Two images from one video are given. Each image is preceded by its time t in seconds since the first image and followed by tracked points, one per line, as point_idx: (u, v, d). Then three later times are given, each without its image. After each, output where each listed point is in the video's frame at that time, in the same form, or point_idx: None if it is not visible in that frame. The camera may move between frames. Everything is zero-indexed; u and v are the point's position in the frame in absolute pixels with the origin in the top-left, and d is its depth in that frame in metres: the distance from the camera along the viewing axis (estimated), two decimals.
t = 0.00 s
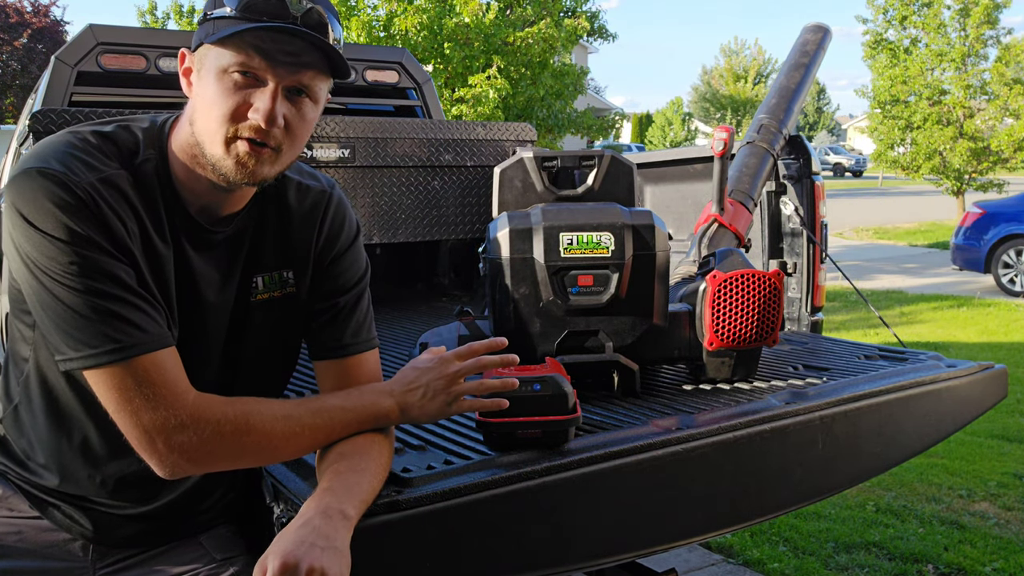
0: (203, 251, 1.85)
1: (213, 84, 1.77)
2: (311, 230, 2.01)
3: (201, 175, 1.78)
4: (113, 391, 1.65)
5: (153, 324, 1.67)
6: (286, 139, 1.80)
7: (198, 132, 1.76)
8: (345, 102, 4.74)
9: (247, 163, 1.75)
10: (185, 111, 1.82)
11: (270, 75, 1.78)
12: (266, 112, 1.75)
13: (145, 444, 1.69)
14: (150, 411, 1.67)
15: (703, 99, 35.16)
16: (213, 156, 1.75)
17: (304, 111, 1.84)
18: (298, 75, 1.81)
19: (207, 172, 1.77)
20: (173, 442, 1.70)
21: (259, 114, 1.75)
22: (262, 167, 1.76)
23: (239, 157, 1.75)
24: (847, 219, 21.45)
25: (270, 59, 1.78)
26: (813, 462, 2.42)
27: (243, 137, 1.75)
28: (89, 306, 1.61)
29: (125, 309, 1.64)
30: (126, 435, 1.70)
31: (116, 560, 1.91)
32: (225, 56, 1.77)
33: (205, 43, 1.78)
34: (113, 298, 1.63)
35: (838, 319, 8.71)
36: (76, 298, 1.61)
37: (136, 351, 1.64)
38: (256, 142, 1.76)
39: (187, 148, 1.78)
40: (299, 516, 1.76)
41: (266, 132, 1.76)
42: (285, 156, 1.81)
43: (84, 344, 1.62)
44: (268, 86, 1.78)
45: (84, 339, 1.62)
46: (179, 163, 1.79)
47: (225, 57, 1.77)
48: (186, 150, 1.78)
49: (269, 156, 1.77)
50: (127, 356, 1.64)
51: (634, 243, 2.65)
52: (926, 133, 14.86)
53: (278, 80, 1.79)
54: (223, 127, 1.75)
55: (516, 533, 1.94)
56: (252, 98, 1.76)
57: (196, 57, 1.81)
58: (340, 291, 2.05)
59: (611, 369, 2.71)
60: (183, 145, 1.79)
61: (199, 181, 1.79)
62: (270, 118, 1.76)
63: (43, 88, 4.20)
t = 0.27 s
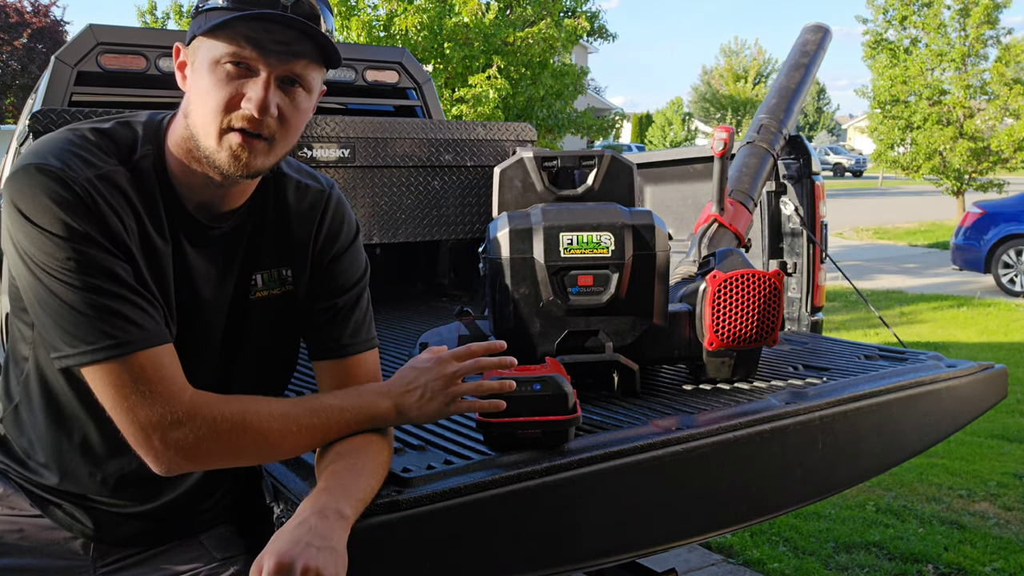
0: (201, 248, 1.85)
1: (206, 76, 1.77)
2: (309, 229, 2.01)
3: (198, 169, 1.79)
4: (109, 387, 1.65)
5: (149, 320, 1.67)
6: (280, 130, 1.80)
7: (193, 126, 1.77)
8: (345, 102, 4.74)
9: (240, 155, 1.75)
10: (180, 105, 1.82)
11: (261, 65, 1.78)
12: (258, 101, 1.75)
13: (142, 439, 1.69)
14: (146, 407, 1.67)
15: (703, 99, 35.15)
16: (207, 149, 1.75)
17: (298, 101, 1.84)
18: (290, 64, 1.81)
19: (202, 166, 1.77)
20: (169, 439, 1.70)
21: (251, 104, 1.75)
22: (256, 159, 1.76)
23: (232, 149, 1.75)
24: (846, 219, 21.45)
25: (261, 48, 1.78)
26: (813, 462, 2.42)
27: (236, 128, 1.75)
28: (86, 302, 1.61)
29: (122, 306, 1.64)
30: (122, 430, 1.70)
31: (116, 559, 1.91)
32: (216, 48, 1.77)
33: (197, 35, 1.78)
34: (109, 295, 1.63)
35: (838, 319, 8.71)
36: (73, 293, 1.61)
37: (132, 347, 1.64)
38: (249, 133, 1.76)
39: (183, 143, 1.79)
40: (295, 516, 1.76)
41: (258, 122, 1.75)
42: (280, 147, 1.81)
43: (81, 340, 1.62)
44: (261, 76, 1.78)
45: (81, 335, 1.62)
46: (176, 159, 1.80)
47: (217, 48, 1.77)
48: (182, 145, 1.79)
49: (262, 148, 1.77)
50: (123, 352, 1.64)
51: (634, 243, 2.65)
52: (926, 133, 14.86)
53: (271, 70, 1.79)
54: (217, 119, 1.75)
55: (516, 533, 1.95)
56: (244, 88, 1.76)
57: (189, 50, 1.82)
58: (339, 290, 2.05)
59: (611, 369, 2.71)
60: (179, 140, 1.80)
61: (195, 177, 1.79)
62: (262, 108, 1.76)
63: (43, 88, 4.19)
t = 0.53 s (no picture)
0: (203, 245, 1.85)
1: (211, 72, 1.76)
2: (310, 228, 2.01)
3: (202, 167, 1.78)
4: (89, 385, 1.63)
5: (140, 318, 1.66)
6: (285, 124, 1.80)
7: (197, 122, 1.77)
8: (345, 102, 4.75)
9: (245, 151, 1.75)
10: (184, 103, 1.81)
11: (267, 59, 1.77)
12: (265, 95, 1.75)
13: (118, 442, 1.67)
14: (120, 408, 1.65)
15: (703, 99, 35.16)
16: (213, 145, 1.75)
17: (302, 95, 1.84)
18: (294, 58, 1.81)
19: (206, 163, 1.77)
20: (144, 440, 1.68)
21: (258, 98, 1.75)
22: (261, 155, 1.76)
23: (237, 146, 1.75)
24: (847, 219, 21.45)
25: (266, 42, 1.77)
26: (813, 462, 2.42)
27: (242, 123, 1.75)
28: (76, 297, 1.61)
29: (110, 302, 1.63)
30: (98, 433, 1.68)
31: (116, 559, 1.91)
32: (221, 43, 1.77)
33: (201, 31, 1.77)
34: (99, 291, 1.62)
35: (838, 319, 8.71)
36: (63, 289, 1.60)
37: (121, 343, 1.63)
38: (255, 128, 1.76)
39: (187, 141, 1.79)
40: (304, 516, 1.75)
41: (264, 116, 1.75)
42: (285, 142, 1.81)
43: (69, 336, 1.61)
44: (266, 70, 1.77)
45: (70, 331, 1.61)
46: (180, 157, 1.80)
47: (222, 43, 1.76)
48: (186, 143, 1.79)
49: (268, 144, 1.77)
50: (112, 348, 1.62)
51: (634, 243, 2.65)
52: (926, 133, 14.86)
53: (276, 64, 1.78)
54: (223, 115, 1.75)
55: (516, 533, 1.94)
56: (250, 82, 1.76)
57: (192, 47, 1.81)
58: (341, 290, 2.05)
59: (611, 369, 2.71)
60: (183, 138, 1.80)
61: (199, 174, 1.80)
62: (268, 101, 1.75)
63: (43, 88, 4.20)
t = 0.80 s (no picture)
0: (201, 244, 1.85)
1: (208, 66, 1.76)
2: (311, 229, 2.01)
3: (199, 162, 1.79)
4: (40, 380, 1.55)
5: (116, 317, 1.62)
6: (282, 118, 1.79)
7: (194, 117, 1.77)
8: (345, 102, 4.75)
9: (241, 143, 1.75)
10: (182, 100, 1.82)
11: (263, 53, 1.77)
12: (260, 88, 1.75)
13: (53, 438, 1.54)
14: (53, 406, 1.54)
15: (703, 99, 35.16)
16: (207, 137, 1.75)
17: (300, 91, 1.83)
18: (292, 53, 1.80)
19: (204, 157, 1.77)
20: (80, 439, 1.54)
21: (253, 91, 1.75)
22: (257, 148, 1.76)
23: (232, 138, 1.74)
24: (846, 219, 21.46)
25: (264, 37, 1.77)
26: (813, 462, 2.42)
27: (236, 115, 1.75)
28: (43, 288, 1.56)
29: (78, 296, 1.57)
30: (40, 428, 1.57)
31: (117, 559, 1.91)
32: (218, 38, 1.77)
33: (198, 27, 1.78)
34: (65, 283, 1.57)
35: (838, 319, 8.71)
36: (31, 279, 1.56)
37: (82, 338, 1.56)
38: (250, 121, 1.76)
39: (184, 137, 1.79)
40: (305, 516, 1.76)
41: (260, 109, 1.75)
42: (282, 137, 1.81)
43: (30, 326, 1.56)
44: (263, 65, 1.77)
45: (31, 322, 1.56)
46: (179, 155, 1.81)
47: (219, 37, 1.77)
48: (184, 139, 1.79)
49: (265, 138, 1.77)
50: (73, 343, 1.55)
51: (634, 243, 2.65)
52: (926, 133, 14.86)
53: (273, 58, 1.78)
54: (218, 107, 1.75)
55: (516, 533, 1.94)
56: (246, 76, 1.75)
57: (191, 43, 1.82)
58: (341, 290, 2.06)
59: (611, 369, 2.71)
60: (181, 134, 1.80)
61: (197, 172, 1.80)
62: (264, 95, 1.75)
63: (43, 88, 4.20)
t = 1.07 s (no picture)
0: (197, 246, 1.86)
1: (199, 69, 1.76)
2: (307, 230, 2.01)
3: (193, 165, 1.79)
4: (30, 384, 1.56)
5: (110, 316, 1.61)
6: (274, 120, 1.79)
7: (186, 121, 1.77)
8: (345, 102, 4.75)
9: (235, 147, 1.75)
10: (175, 102, 1.82)
11: (254, 55, 1.77)
12: (251, 91, 1.74)
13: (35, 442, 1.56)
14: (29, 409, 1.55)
15: (703, 98, 35.17)
16: (201, 141, 1.75)
17: (292, 92, 1.82)
18: (282, 55, 1.80)
19: (198, 161, 1.77)
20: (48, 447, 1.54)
21: (244, 94, 1.74)
22: (251, 151, 1.76)
23: (226, 141, 1.74)
24: (846, 219, 21.47)
25: (253, 41, 1.76)
26: (813, 463, 2.42)
27: (229, 119, 1.75)
28: (33, 293, 1.57)
29: (69, 299, 1.57)
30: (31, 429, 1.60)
31: (116, 559, 1.91)
32: (207, 40, 1.76)
33: (188, 29, 1.77)
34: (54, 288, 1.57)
35: (838, 319, 8.71)
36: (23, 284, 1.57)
37: (71, 341, 1.55)
38: (243, 124, 1.75)
39: (177, 141, 1.79)
40: (302, 517, 1.74)
41: (251, 112, 1.75)
42: (275, 138, 1.80)
43: (23, 333, 1.56)
44: (254, 67, 1.77)
45: (23, 327, 1.56)
46: (172, 159, 1.80)
47: (208, 40, 1.76)
48: (177, 142, 1.79)
49: (258, 139, 1.77)
50: (62, 347, 1.55)
51: (634, 243, 2.65)
52: (926, 133, 14.86)
53: (263, 60, 1.78)
54: (210, 111, 1.74)
55: (516, 533, 1.94)
56: (237, 79, 1.75)
57: (182, 45, 1.81)
58: (338, 292, 2.05)
59: (611, 369, 2.71)
60: (174, 138, 1.80)
61: (191, 175, 1.80)
62: (255, 98, 1.75)
63: (43, 88, 4.20)
